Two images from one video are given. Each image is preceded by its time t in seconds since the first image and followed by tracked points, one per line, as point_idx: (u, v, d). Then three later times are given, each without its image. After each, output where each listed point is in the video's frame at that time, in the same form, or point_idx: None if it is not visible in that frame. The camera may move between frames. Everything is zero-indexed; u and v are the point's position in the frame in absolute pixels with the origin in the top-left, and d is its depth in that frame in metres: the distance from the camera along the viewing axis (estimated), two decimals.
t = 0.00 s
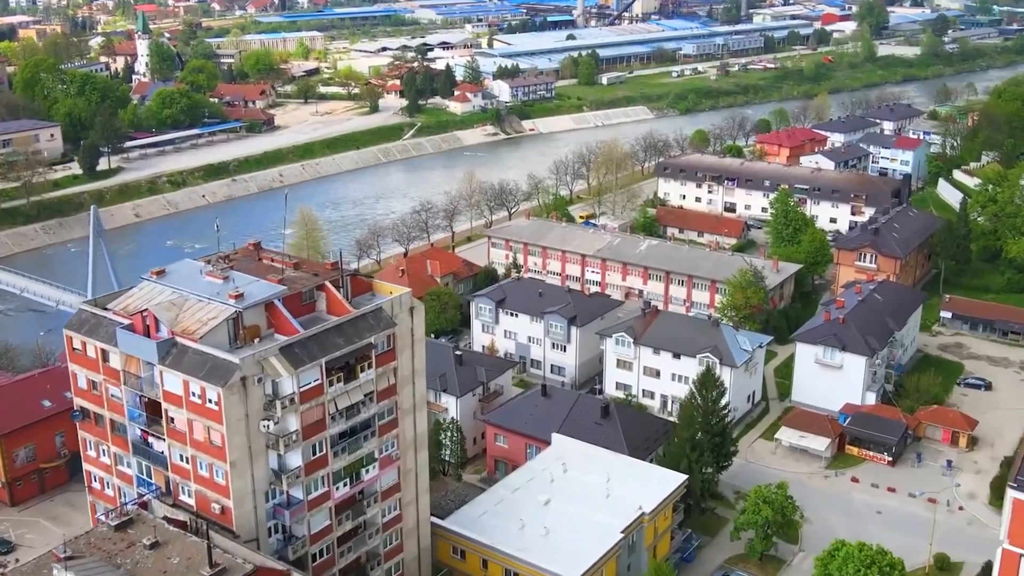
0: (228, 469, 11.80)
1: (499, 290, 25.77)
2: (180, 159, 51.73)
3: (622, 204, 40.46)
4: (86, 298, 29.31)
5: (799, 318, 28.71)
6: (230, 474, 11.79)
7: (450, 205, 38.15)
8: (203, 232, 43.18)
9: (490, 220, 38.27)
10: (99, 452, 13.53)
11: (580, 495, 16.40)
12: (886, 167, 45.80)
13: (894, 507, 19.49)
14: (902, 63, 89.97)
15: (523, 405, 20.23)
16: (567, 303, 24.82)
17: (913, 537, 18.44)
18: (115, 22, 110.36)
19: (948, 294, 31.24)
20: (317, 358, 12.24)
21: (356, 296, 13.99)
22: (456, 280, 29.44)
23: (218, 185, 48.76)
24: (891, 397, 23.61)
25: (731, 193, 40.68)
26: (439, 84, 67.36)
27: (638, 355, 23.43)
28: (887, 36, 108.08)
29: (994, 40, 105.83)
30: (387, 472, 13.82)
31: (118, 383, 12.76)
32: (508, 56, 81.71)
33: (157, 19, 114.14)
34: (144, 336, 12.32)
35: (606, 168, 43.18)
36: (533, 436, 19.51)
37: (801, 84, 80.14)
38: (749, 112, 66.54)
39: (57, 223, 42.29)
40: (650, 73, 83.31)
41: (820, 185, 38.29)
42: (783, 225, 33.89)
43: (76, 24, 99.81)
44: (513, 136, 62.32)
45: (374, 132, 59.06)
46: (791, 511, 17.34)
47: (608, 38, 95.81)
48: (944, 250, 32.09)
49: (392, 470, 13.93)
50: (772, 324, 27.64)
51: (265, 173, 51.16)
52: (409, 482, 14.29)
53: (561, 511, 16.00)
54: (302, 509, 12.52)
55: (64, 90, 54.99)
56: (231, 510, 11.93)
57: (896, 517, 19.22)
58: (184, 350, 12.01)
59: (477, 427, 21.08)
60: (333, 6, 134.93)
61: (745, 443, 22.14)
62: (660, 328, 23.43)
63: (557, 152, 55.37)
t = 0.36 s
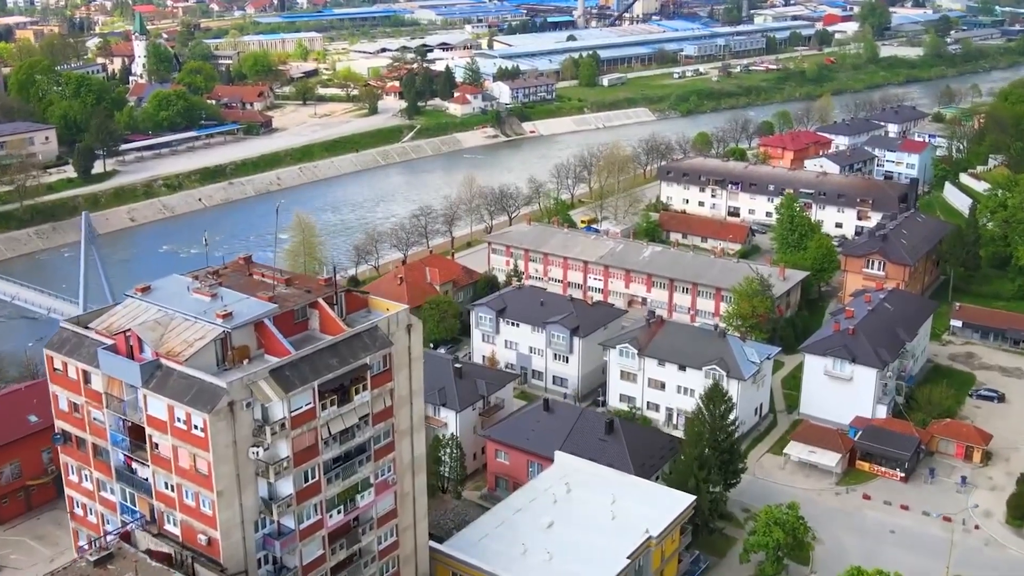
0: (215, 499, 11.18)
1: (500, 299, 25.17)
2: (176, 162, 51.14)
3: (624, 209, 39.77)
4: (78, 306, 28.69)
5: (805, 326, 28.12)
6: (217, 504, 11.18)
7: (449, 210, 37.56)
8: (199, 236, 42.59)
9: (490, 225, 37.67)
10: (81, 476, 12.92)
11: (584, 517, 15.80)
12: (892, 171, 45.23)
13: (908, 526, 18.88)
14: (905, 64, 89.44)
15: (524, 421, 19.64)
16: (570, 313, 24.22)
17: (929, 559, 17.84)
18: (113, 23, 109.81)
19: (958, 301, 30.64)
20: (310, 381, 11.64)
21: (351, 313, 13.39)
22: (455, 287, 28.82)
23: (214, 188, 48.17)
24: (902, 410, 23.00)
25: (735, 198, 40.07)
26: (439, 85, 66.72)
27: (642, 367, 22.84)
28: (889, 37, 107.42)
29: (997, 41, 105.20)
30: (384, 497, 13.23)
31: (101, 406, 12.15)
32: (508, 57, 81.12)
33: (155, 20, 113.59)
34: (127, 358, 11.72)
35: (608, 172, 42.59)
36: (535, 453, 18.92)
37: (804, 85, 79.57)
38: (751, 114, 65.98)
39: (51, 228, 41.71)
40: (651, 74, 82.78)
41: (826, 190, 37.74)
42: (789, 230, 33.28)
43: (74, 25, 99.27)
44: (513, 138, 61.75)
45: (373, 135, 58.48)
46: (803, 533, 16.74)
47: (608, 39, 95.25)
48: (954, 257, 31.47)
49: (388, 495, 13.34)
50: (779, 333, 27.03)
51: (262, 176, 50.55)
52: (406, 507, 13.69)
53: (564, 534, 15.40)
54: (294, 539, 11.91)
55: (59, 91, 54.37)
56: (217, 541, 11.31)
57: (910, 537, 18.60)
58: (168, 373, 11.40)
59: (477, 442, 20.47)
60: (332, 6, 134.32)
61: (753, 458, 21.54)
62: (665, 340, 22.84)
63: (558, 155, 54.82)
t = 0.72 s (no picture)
0: (201, 530, 10.62)
1: (500, 308, 24.61)
2: (173, 164, 50.56)
3: (627, 214, 39.14)
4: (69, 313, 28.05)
5: (812, 335, 27.56)
6: (203, 534, 10.62)
7: (448, 214, 37.01)
8: (195, 240, 42.04)
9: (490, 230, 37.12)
10: (62, 501, 12.36)
11: (588, 537, 15.26)
12: (896, 174, 44.75)
13: (921, 545, 18.31)
14: (908, 65, 88.90)
15: (525, 436, 19.10)
16: (572, 322, 23.66)
17: None
18: (111, 23, 109.20)
19: (967, 308, 30.12)
20: (301, 405, 11.08)
21: (346, 330, 12.85)
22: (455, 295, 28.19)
23: (211, 192, 47.60)
24: (912, 422, 22.44)
25: (738, 202, 39.51)
26: (438, 87, 66.00)
27: (646, 378, 22.30)
28: (891, 38, 106.84)
29: (999, 42, 104.66)
30: (379, 523, 12.69)
31: (82, 429, 11.58)
32: (508, 58, 80.53)
33: (153, 21, 113.04)
34: (108, 380, 11.14)
35: (609, 175, 42.03)
36: (536, 469, 18.36)
37: (806, 87, 79.02)
38: (753, 116, 65.44)
39: (44, 232, 41.13)
40: (653, 75, 82.23)
41: (831, 194, 37.20)
42: (794, 236, 32.72)
43: (71, 25, 98.73)
44: (514, 140, 61.20)
45: (371, 137, 57.91)
46: (814, 554, 16.18)
47: (609, 40, 94.73)
48: (962, 263, 30.94)
49: (384, 520, 12.79)
50: (785, 341, 26.46)
51: (260, 179, 49.97)
52: (403, 532, 13.15)
53: (567, 556, 14.85)
54: (284, 569, 11.35)
55: (55, 93, 53.77)
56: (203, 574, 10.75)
57: (925, 555, 18.03)
58: (152, 396, 10.83)
59: (477, 456, 19.90)
60: (332, 7, 133.74)
61: (760, 472, 20.98)
62: (669, 351, 22.28)
63: (559, 157, 54.27)
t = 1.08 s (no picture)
0: (183, 568, 9.99)
1: (501, 318, 23.98)
2: (168, 168, 49.93)
3: (629, 218, 38.27)
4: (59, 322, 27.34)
5: (819, 345, 26.90)
6: (186, 573, 9.99)
7: (448, 219, 36.36)
8: (190, 245, 41.44)
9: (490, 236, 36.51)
10: (39, 533, 11.74)
11: (592, 564, 14.61)
12: (902, 178, 44.21)
13: (936, 567, 17.67)
14: (910, 66, 88.20)
15: (526, 454, 18.47)
16: (574, 333, 23.03)
17: None
18: (108, 24, 108.60)
19: (977, 317, 29.51)
20: (290, 434, 10.45)
21: (338, 351, 12.22)
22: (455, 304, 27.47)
23: (207, 196, 46.96)
24: (924, 437, 21.79)
25: (743, 207, 38.89)
26: (438, 89, 65.25)
27: (651, 392, 21.68)
28: (894, 39, 106.23)
29: (1003, 42, 104.04)
30: (374, 554, 12.07)
31: (58, 458, 10.94)
32: (508, 59, 79.89)
33: (152, 21, 112.50)
34: (85, 408, 10.51)
35: (611, 179, 41.41)
36: (538, 488, 17.74)
37: (808, 88, 78.33)
38: (756, 118, 64.83)
39: (37, 237, 40.50)
40: (654, 77, 81.59)
41: (837, 199, 36.57)
42: (801, 242, 32.07)
43: (68, 26, 98.13)
44: (514, 142, 60.56)
45: (370, 139, 57.28)
46: None
47: (609, 41, 94.12)
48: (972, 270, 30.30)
49: (379, 551, 12.17)
50: (793, 352, 25.80)
51: (257, 183, 49.34)
52: (399, 562, 12.52)
53: None
54: None
55: (49, 95, 53.14)
56: None
57: None
58: (131, 426, 10.20)
59: (476, 474, 19.27)
60: (331, 8, 133.10)
61: (769, 489, 20.35)
62: (674, 364, 21.63)
63: (559, 160, 53.64)
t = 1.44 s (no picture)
0: None
1: (501, 330, 23.34)
2: (164, 171, 49.27)
3: (631, 223, 37.61)
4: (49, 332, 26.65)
5: (826, 355, 26.28)
6: None
7: (446, 225, 35.73)
8: (184, 251, 40.76)
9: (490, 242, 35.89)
10: (12, 568, 11.10)
11: None
12: (908, 181, 43.54)
13: None
14: (913, 67, 87.55)
15: (528, 473, 17.82)
16: (576, 345, 22.38)
17: None
18: (105, 25, 107.99)
19: (987, 325, 28.93)
20: (278, 467, 9.81)
21: (329, 376, 11.59)
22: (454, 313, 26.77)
23: (203, 199, 46.31)
24: (937, 453, 21.15)
25: (746, 212, 38.27)
26: (437, 90, 64.89)
27: (656, 407, 21.06)
28: (896, 40, 105.60)
29: (1005, 44, 103.45)
30: None
31: (30, 492, 10.29)
32: (508, 61, 79.26)
33: (149, 22, 111.89)
34: (58, 440, 9.86)
35: (613, 183, 40.78)
36: (540, 510, 17.12)
37: (810, 90, 77.69)
38: (758, 120, 64.23)
39: (29, 242, 39.83)
40: (655, 78, 80.97)
41: (843, 204, 35.94)
42: (807, 249, 31.41)
43: (65, 27, 97.42)
44: (514, 144, 59.91)
45: (369, 142, 56.65)
46: None
47: (610, 42, 93.51)
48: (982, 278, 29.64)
49: None
50: (800, 363, 25.15)
51: (253, 186, 48.68)
52: None
53: None
54: None
55: (43, 98, 52.49)
56: None
57: None
58: (106, 460, 9.54)
59: (476, 494, 18.64)
60: (329, 8, 132.46)
61: (777, 508, 19.71)
62: (680, 378, 20.98)
63: (560, 163, 53.04)
